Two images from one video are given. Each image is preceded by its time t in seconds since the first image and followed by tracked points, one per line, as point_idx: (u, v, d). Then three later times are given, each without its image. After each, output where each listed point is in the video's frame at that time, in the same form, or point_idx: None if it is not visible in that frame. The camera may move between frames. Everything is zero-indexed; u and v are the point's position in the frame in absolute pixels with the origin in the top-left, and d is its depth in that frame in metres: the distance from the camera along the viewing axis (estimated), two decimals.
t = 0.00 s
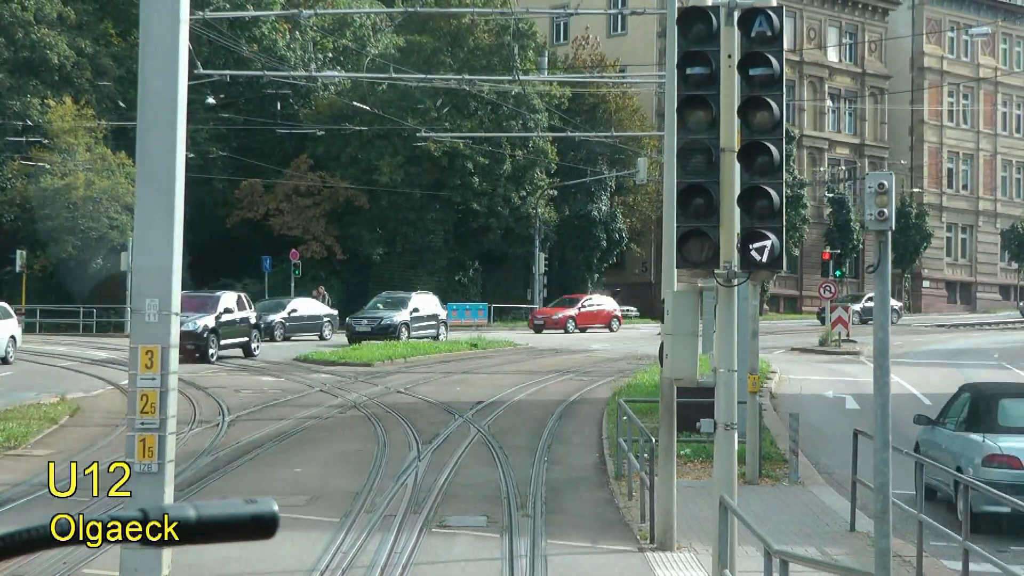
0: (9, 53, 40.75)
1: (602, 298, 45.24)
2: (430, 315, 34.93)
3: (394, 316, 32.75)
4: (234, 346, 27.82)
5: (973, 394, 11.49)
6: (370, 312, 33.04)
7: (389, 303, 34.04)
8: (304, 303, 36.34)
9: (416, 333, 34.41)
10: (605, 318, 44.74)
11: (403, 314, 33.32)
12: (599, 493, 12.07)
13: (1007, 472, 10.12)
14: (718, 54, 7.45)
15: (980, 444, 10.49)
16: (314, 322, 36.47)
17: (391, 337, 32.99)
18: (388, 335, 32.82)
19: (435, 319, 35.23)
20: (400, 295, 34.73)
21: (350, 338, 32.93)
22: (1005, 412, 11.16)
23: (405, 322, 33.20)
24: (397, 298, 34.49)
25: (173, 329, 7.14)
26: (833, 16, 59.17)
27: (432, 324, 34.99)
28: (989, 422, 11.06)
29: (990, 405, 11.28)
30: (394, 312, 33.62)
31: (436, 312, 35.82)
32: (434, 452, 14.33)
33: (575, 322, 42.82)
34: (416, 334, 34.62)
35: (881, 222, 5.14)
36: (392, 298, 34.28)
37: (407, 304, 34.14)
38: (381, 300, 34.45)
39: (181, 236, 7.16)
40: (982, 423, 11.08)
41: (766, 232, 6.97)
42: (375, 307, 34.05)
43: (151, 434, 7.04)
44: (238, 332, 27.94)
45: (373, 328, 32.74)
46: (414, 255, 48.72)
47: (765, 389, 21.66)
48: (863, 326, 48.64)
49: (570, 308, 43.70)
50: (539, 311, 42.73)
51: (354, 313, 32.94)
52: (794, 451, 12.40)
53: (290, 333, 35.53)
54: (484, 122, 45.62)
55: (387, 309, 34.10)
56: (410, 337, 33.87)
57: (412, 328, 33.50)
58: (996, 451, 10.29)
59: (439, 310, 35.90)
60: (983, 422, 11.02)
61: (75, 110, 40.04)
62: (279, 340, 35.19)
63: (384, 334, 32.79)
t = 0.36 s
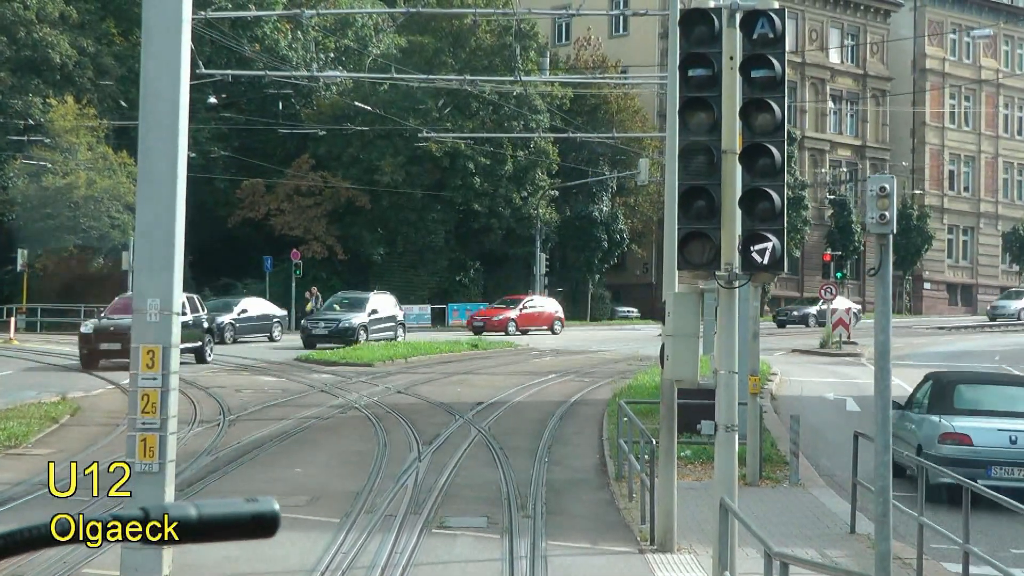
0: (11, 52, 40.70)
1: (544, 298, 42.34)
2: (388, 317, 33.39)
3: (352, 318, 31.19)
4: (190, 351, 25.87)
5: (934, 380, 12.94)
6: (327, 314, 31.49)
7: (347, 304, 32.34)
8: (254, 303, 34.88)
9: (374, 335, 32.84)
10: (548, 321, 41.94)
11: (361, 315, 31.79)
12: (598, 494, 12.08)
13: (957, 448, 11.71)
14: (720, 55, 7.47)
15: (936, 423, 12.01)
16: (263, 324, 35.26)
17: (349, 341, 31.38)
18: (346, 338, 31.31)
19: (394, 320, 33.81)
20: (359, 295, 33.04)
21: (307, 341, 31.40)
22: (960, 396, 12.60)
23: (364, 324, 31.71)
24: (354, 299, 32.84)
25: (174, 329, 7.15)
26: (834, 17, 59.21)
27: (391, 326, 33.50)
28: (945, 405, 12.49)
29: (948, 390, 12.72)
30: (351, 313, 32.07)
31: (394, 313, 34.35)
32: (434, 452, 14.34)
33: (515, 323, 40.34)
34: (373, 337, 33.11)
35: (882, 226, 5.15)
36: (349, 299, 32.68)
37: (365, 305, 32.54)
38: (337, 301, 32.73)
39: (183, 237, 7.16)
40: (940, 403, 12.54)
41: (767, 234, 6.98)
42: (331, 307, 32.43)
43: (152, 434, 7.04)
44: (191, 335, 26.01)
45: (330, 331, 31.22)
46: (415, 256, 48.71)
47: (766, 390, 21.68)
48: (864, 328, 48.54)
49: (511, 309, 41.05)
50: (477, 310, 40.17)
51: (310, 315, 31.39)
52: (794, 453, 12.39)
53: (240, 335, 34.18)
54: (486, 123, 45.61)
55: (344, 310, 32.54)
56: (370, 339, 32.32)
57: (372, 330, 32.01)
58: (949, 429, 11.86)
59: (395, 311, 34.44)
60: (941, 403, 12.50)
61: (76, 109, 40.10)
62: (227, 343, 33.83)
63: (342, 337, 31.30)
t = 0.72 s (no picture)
0: (10, 53, 40.66)
1: (482, 299, 40.04)
2: (346, 320, 31.45)
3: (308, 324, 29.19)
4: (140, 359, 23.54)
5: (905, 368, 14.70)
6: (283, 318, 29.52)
7: (304, 306, 30.29)
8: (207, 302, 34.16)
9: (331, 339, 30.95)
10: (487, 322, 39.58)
11: (320, 318, 29.81)
12: (599, 494, 12.09)
13: (924, 428, 13.38)
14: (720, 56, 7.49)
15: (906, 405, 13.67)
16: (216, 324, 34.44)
17: (306, 346, 29.55)
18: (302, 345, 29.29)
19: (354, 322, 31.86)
20: (315, 296, 31.01)
21: (263, 345, 29.59)
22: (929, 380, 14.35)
23: (323, 328, 29.75)
24: (311, 300, 30.83)
25: (175, 330, 7.15)
26: (834, 17, 59.30)
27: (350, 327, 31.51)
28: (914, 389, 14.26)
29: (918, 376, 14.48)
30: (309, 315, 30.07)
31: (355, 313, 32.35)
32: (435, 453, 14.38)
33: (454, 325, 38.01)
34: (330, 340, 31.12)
35: (883, 226, 5.16)
36: (307, 300, 30.61)
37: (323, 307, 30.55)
38: (294, 302, 30.73)
39: (183, 238, 7.16)
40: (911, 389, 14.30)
41: (767, 235, 7.00)
42: (287, 309, 30.34)
43: (153, 436, 7.04)
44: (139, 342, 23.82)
45: (287, 336, 29.30)
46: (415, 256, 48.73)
47: (766, 391, 21.73)
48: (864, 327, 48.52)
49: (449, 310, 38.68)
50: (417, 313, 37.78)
51: (266, 318, 29.43)
52: (795, 453, 12.40)
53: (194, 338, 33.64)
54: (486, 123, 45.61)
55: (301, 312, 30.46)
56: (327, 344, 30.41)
57: (330, 335, 30.10)
58: (917, 411, 13.52)
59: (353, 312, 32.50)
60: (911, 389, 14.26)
61: (76, 110, 40.13)
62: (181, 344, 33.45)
63: (300, 341, 29.40)
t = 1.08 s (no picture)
0: (11, 52, 40.46)
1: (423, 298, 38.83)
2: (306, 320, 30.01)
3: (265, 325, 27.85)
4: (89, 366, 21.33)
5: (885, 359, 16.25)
6: (239, 319, 28.17)
7: (261, 305, 28.92)
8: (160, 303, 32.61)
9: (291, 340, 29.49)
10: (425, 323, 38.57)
11: (278, 319, 28.46)
12: (599, 494, 12.09)
13: (899, 413, 14.98)
14: (721, 57, 7.50)
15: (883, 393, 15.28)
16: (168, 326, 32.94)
17: (264, 348, 28.12)
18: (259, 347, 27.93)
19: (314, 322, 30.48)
20: (273, 294, 29.60)
21: (217, 348, 28.24)
22: (906, 371, 15.94)
23: (281, 329, 28.41)
24: (269, 299, 29.41)
25: (176, 329, 7.15)
26: (834, 18, 59.36)
27: (309, 328, 30.10)
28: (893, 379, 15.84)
29: (898, 367, 16.04)
30: (267, 316, 28.70)
31: (313, 312, 30.94)
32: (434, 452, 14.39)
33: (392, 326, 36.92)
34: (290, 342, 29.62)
35: (885, 227, 5.16)
36: (264, 298, 29.22)
37: (281, 306, 29.11)
38: (251, 301, 29.34)
39: (184, 237, 7.15)
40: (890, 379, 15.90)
41: (768, 235, 7.00)
42: (243, 309, 28.95)
43: (153, 434, 7.04)
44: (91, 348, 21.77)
45: (243, 338, 27.93)
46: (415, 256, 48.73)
47: (766, 390, 21.76)
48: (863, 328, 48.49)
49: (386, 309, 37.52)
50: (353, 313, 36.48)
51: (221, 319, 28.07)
52: (795, 453, 12.40)
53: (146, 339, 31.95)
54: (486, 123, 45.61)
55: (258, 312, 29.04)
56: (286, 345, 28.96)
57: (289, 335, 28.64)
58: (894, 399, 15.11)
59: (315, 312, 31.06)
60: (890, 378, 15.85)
61: (76, 109, 40.09)
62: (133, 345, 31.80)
63: (258, 343, 28.01)
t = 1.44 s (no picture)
0: (10, 51, 40.30)
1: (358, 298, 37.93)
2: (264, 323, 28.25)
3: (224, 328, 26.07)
4: (35, 376, 19.42)
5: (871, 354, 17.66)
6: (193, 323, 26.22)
7: (217, 308, 27.06)
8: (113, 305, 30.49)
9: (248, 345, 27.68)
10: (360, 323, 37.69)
11: (236, 322, 26.64)
12: (599, 493, 12.08)
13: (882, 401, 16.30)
14: (720, 57, 7.51)
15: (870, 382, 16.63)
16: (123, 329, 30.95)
17: (220, 353, 26.29)
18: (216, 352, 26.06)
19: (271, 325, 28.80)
20: (230, 295, 27.82)
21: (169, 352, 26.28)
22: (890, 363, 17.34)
23: (239, 334, 26.62)
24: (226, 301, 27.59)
25: (175, 329, 7.14)
26: (834, 17, 59.41)
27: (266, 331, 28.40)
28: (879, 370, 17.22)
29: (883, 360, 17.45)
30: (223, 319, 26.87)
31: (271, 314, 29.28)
32: (434, 452, 14.36)
33: (330, 326, 36.13)
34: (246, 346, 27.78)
35: (883, 226, 5.16)
36: (220, 300, 27.43)
37: (239, 309, 27.29)
38: (205, 303, 27.45)
39: (183, 236, 7.15)
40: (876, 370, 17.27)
41: (767, 234, 7.01)
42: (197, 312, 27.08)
43: (153, 434, 7.02)
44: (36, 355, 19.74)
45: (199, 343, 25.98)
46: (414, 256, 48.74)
47: (766, 389, 21.77)
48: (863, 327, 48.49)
49: (323, 309, 36.72)
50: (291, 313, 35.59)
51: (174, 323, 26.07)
52: (794, 453, 12.39)
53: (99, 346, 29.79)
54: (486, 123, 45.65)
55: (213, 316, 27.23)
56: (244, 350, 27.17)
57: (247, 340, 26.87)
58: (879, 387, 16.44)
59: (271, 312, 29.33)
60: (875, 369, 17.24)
61: (76, 109, 40.04)
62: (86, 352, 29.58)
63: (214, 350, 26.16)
